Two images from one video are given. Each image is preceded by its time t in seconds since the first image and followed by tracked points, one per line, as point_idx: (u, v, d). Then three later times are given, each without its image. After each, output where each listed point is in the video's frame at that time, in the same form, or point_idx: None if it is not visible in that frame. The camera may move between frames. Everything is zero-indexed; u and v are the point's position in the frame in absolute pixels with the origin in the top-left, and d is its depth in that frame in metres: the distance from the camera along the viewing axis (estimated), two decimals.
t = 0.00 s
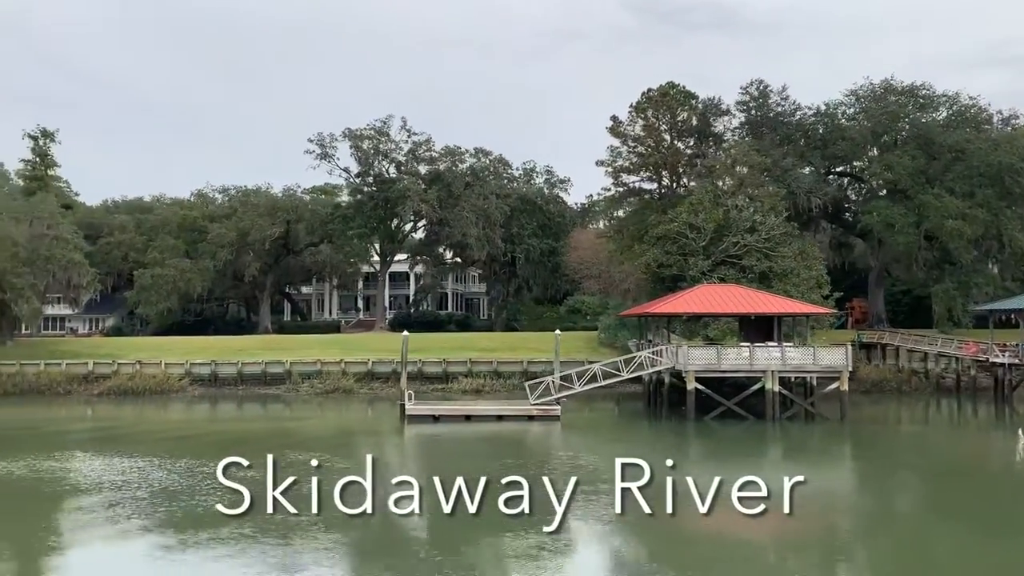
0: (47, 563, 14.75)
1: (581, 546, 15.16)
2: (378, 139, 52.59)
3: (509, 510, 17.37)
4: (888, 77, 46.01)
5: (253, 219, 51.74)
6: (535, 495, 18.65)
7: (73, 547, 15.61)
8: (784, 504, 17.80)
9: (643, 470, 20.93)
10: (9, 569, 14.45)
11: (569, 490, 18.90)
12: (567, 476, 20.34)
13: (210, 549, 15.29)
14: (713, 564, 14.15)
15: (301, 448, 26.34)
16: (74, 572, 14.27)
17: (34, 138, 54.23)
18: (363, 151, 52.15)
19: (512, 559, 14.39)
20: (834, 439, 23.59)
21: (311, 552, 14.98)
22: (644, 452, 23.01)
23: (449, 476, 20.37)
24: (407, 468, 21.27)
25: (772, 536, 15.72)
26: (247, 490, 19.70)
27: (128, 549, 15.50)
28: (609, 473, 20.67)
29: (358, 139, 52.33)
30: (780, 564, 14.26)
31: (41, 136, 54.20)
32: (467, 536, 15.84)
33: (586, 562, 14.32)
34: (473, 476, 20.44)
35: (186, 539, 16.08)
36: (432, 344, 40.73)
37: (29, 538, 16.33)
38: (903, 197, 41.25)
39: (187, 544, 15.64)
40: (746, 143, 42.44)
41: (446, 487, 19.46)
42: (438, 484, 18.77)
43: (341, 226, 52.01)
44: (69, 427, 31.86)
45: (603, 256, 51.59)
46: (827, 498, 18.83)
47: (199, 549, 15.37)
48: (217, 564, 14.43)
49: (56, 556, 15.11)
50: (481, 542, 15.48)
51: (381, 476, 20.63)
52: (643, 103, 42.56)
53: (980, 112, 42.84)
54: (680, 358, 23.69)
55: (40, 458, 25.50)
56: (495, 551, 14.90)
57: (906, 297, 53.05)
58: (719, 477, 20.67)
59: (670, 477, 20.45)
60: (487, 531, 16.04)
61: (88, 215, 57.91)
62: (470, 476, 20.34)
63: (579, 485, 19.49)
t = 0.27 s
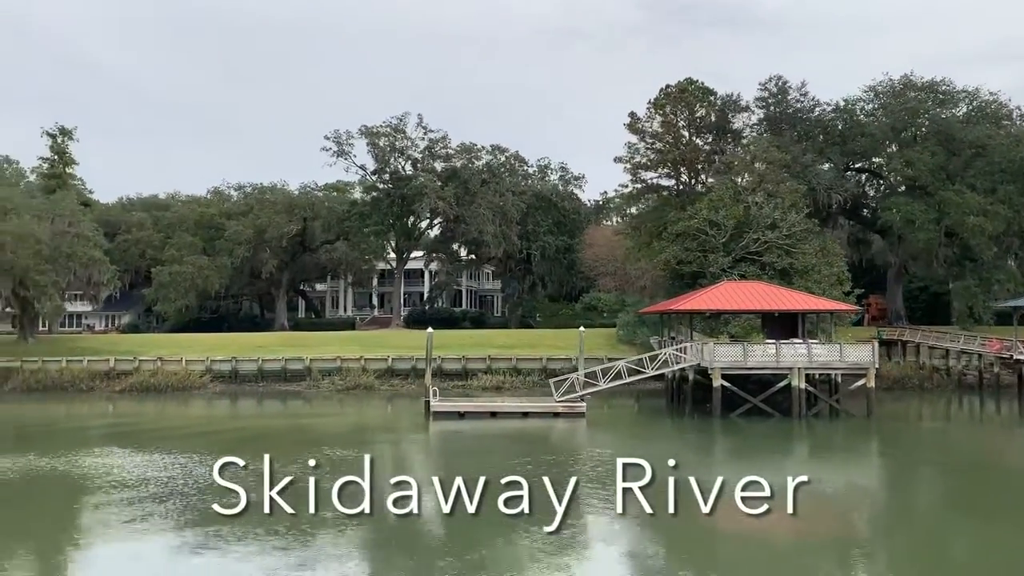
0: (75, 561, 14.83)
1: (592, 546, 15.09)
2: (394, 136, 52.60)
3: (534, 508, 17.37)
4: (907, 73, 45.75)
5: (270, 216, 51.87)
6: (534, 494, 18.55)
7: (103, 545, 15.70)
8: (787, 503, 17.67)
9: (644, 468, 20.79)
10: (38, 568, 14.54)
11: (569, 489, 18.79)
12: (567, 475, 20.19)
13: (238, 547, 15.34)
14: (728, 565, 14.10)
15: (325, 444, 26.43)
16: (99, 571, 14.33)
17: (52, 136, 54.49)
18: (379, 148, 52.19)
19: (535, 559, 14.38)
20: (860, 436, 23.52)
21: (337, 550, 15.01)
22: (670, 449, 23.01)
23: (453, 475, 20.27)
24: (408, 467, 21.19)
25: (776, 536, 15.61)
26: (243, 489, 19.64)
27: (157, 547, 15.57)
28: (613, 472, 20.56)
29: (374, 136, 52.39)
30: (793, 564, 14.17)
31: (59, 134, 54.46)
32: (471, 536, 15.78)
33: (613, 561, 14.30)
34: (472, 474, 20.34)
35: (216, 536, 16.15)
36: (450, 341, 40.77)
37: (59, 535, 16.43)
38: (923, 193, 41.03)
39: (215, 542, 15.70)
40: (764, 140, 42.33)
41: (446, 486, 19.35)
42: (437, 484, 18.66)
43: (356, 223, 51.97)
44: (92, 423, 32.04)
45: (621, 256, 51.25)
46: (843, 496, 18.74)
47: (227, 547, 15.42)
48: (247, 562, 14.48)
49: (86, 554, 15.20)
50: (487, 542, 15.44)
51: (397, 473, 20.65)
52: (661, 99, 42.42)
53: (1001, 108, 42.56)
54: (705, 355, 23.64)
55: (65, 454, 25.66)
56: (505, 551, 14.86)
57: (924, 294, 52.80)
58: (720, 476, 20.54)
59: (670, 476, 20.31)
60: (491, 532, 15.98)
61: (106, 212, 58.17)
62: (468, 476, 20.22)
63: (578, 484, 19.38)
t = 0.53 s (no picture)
0: (104, 557, 14.90)
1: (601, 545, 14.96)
2: (409, 133, 52.63)
3: (559, 506, 17.34)
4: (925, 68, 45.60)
5: (286, 213, 51.97)
6: (535, 494, 18.36)
7: (132, 541, 15.77)
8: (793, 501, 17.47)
9: (645, 469, 20.54)
10: (69, 564, 14.62)
11: (572, 489, 18.61)
12: (571, 474, 19.98)
13: (264, 544, 15.36)
14: (744, 564, 13.98)
15: (347, 440, 26.50)
16: (124, 568, 14.37)
17: (70, 133, 54.71)
18: (395, 144, 52.26)
19: (558, 556, 14.34)
20: (885, 433, 23.42)
21: (361, 548, 14.98)
22: (696, 446, 23.00)
23: (464, 473, 20.19)
24: (408, 467, 21.03)
25: (786, 536, 15.45)
26: (254, 488, 19.58)
27: (184, 543, 15.63)
28: (620, 468, 20.36)
29: (390, 132, 52.44)
30: (809, 563, 14.04)
31: (76, 130, 54.68)
32: (480, 535, 15.67)
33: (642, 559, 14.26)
34: (472, 473, 20.14)
35: (243, 532, 16.19)
36: (468, 337, 40.81)
37: (89, 531, 16.53)
38: (943, 189, 40.80)
39: (241, 538, 15.73)
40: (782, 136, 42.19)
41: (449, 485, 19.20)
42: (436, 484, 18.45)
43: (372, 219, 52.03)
44: (113, 418, 32.19)
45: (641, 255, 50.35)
46: (860, 494, 18.59)
47: (254, 543, 15.45)
48: (274, 560, 14.49)
49: (116, 550, 15.28)
50: (494, 540, 15.33)
51: (412, 472, 20.58)
52: (679, 95, 42.34)
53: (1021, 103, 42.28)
54: (731, 352, 23.59)
55: (88, 450, 25.79)
56: (518, 549, 14.77)
57: (940, 290, 52.54)
58: (724, 476, 20.29)
59: (674, 476, 20.08)
60: (496, 531, 15.84)
61: (122, 209, 58.38)
62: (469, 475, 20.01)
63: (580, 484, 19.17)
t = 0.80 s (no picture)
0: (133, 554, 14.98)
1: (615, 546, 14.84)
2: (425, 129, 52.69)
3: (583, 503, 17.31)
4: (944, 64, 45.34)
5: (302, 209, 52.08)
6: (538, 494, 18.17)
7: (162, 538, 15.86)
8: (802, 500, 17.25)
9: (646, 468, 20.27)
10: (100, 561, 14.71)
11: (577, 489, 18.42)
12: (579, 473, 19.80)
13: (292, 540, 15.40)
14: (761, 565, 13.81)
15: (371, 436, 26.59)
16: (151, 565, 14.43)
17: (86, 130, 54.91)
18: (409, 139, 52.19)
19: (582, 554, 14.29)
20: (909, 429, 23.35)
21: (385, 545, 14.97)
22: (721, 443, 22.99)
23: (481, 470, 20.18)
24: (411, 467, 20.86)
25: (799, 536, 15.26)
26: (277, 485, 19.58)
27: (213, 539, 15.70)
28: (633, 468, 20.20)
29: (405, 129, 52.48)
30: (826, 564, 13.87)
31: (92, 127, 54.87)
32: (492, 534, 15.57)
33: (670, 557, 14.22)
34: (473, 473, 19.92)
35: (268, 528, 16.21)
36: (487, 333, 40.86)
37: (119, 527, 16.65)
38: (963, 185, 40.52)
39: (267, 534, 15.77)
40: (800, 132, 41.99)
41: (464, 483, 19.18)
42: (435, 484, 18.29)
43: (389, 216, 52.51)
44: (135, 415, 32.28)
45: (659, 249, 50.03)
46: (877, 493, 18.44)
47: (281, 539, 15.48)
48: (302, 556, 14.51)
49: (145, 547, 15.35)
50: (506, 540, 15.23)
51: (429, 471, 20.41)
52: (696, 91, 42.23)
53: None
54: (756, 349, 23.58)
55: (113, 446, 25.96)
56: (535, 548, 14.69)
57: (957, 286, 52.29)
58: (734, 475, 20.14)
59: (680, 475, 19.85)
60: (506, 531, 15.73)
61: (138, 206, 58.60)
62: (469, 475, 19.80)
63: (584, 484, 18.97)
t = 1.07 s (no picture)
0: (160, 553, 15.03)
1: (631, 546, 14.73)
2: (440, 127, 52.71)
3: (606, 502, 17.27)
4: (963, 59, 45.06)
5: (319, 207, 52.14)
6: (544, 494, 18.09)
7: (189, 536, 15.91)
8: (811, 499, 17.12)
9: (645, 468, 20.23)
10: (129, 559, 14.78)
11: (584, 490, 18.34)
12: (587, 475, 19.70)
13: (320, 538, 15.42)
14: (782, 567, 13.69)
15: (395, 433, 26.64)
16: (178, 563, 14.47)
17: (104, 129, 55.11)
18: (425, 137, 52.31)
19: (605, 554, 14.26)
20: (936, 427, 23.27)
21: (409, 546, 14.95)
22: (748, 440, 23.00)
23: (504, 469, 20.23)
24: (416, 468, 20.81)
25: (814, 537, 15.14)
26: (305, 483, 19.66)
27: (239, 537, 15.75)
28: (647, 470, 20.10)
29: (421, 127, 52.53)
30: (846, 566, 13.75)
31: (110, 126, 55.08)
32: (507, 534, 15.52)
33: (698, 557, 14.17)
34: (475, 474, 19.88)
35: (296, 526, 16.26)
36: (506, 330, 40.92)
37: (148, 524, 16.75)
38: (984, 181, 40.29)
39: (293, 532, 15.81)
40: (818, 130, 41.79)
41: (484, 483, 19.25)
42: (435, 486, 18.33)
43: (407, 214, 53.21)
44: (157, 413, 32.41)
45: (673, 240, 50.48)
46: (900, 490, 18.40)
47: (308, 538, 15.50)
48: (330, 556, 14.53)
49: (172, 545, 15.40)
50: (520, 540, 15.18)
51: (447, 470, 20.43)
52: (714, 87, 42.16)
53: None
54: (782, 347, 23.55)
55: (138, 443, 26.11)
56: (554, 549, 14.62)
57: (975, 283, 52.00)
58: (751, 473, 20.15)
59: (687, 476, 19.73)
60: (519, 531, 15.66)
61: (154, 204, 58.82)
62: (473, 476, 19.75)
63: (589, 484, 18.89)
